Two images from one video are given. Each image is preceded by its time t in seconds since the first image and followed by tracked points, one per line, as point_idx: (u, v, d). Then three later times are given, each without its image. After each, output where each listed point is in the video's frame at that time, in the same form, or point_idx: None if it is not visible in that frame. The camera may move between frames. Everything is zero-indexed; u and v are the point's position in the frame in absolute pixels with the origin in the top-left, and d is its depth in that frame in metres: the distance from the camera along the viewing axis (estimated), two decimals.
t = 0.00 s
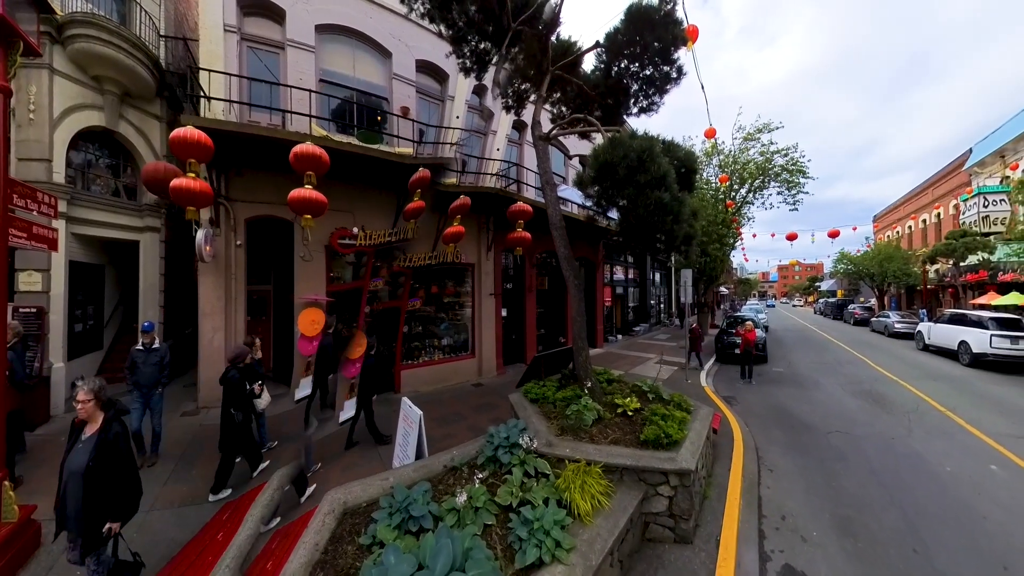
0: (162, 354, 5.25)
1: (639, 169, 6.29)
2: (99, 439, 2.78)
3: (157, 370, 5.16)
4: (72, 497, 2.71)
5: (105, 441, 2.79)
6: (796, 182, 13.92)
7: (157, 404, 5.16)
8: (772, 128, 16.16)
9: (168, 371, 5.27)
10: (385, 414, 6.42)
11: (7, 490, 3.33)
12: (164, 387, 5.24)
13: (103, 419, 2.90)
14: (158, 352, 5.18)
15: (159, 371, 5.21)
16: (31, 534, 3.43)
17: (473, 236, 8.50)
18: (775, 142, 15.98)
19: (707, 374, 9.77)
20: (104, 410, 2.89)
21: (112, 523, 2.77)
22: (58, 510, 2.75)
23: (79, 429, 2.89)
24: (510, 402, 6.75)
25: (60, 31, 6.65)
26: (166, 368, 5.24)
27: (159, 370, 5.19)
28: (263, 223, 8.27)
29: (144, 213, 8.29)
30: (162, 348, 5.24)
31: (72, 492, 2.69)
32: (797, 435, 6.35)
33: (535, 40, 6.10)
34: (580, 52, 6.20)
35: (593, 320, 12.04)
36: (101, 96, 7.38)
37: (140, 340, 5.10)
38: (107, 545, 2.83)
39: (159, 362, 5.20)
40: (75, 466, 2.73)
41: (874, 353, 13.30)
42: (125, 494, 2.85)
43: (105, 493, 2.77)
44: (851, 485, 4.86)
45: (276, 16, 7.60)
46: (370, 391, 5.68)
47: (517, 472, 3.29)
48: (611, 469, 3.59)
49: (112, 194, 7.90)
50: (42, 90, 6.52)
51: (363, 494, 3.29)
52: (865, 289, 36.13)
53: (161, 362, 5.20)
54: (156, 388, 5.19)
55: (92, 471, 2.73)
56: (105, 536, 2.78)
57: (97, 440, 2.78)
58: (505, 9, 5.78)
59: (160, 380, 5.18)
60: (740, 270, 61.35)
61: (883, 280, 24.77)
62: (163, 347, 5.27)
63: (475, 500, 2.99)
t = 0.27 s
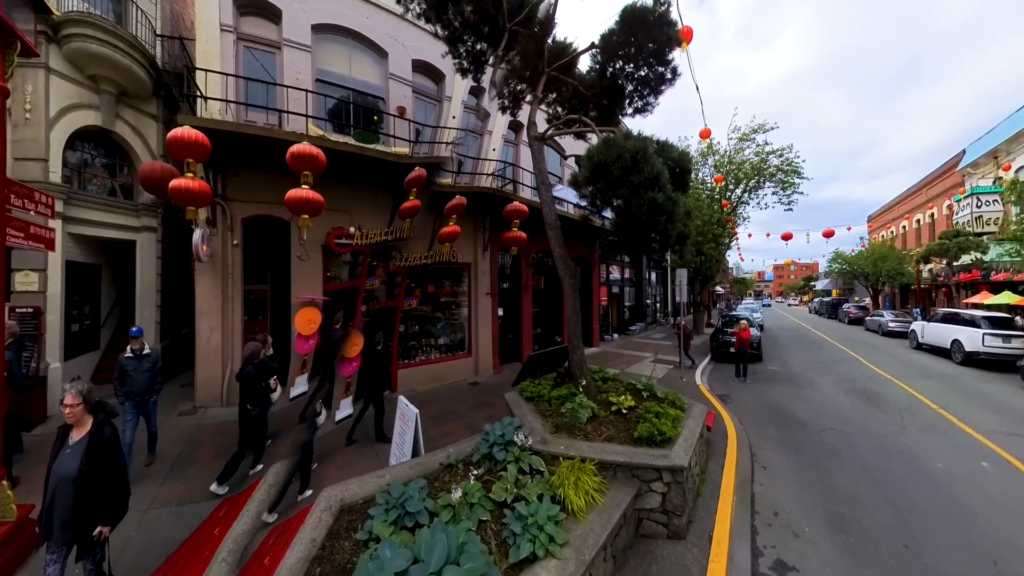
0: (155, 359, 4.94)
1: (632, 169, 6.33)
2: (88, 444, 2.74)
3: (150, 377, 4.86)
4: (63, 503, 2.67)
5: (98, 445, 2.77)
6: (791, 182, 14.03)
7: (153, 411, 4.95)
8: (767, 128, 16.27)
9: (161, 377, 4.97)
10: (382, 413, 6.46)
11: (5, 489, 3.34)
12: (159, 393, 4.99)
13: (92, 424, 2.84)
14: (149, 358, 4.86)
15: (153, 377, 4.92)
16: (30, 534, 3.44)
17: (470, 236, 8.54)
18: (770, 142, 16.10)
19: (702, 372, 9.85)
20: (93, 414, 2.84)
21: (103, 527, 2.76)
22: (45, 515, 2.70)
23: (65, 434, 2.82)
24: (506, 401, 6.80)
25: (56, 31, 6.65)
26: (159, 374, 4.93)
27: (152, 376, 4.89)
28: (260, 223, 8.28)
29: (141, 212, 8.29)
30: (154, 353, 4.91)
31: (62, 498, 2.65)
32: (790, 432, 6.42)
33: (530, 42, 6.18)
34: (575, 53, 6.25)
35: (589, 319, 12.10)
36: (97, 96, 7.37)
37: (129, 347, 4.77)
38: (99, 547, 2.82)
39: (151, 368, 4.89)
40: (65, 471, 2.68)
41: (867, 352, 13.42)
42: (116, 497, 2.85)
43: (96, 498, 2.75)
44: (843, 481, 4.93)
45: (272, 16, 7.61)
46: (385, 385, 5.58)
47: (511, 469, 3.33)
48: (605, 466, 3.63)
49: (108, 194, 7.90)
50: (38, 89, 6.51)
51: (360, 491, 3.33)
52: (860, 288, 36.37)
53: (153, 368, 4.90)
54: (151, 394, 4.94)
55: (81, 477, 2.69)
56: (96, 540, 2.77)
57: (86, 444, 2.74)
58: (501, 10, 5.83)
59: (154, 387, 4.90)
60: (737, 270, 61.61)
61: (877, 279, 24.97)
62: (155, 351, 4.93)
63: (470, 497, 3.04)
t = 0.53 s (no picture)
0: (146, 359, 4.72)
1: (625, 170, 6.39)
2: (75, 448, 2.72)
3: (140, 378, 4.64)
4: (50, 508, 2.64)
5: (86, 448, 2.74)
6: (786, 182, 14.13)
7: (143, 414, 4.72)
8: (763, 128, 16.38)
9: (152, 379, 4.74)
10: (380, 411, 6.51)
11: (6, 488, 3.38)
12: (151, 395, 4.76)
13: (78, 428, 2.81)
14: (139, 358, 4.63)
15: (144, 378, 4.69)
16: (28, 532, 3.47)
17: (467, 236, 8.60)
18: (766, 143, 16.21)
19: (697, 371, 9.94)
20: (79, 418, 2.80)
21: (93, 530, 2.73)
22: (31, 522, 2.66)
23: (50, 439, 2.79)
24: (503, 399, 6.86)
25: (54, 31, 6.68)
26: (151, 375, 4.70)
27: (142, 377, 4.67)
28: (257, 223, 8.32)
29: (139, 212, 8.32)
30: (144, 353, 4.68)
31: (48, 504, 2.62)
32: (784, 430, 6.50)
33: (523, 43, 6.23)
34: (570, 54, 6.29)
35: (586, 318, 12.17)
36: (95, 96, 7.41)
37: (118, 347, 4.56)
38: (88, 553, 2.80)
39: (142, 368, 4.66)
40: (52, 476, 2.65)
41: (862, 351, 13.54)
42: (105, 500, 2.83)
43: (87, 499, 2.74)
44: (835, 478, 5.00)
45: (270, 16, 7.65)
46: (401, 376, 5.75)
47: (506, 464, 3.40)
48: (598, 462, 3.70)
49: (107, 194, 7.93)
50: (37, 90, 6.53)
51: (358, 486, 3.39)
52: (856, 288, 36.61)
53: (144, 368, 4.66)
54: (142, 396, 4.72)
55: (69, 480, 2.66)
56: (86, 544, 2.75)
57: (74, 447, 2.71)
58: (496, 12, 5.88)
59: (145, 388, 4.69)
60: (734, 270, 61.85)
61: (873, 279, 25.14)
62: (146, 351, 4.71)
63: (466, 491, 3.11)
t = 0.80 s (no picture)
0: (141, 362, 4.41)
1: (620, 171, 6.48)
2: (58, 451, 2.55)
3: (135, 382, 4.32)
4: (30, 516, 2.48)
5: (68, 452, 2.57)
6: (784, 182, 14.18)
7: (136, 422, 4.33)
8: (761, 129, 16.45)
9: (147, 384, 4.39)
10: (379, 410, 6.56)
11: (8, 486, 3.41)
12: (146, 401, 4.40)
13: (59, 431, 2.65)
14: (134, 360, 4.35)
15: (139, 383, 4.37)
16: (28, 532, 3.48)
17: (466, 236, 8.64)
18: (764, 143, 16.27)
19: (694, 370, 9.99)
20: (60, 420, 2.65)
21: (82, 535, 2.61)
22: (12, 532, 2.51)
23: (31, 444, 2.64)
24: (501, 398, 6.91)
25: (55, 33, 6.73)
26: (146, 379, 4.37)
27: (137, 381, 4.34)
28: (257, 223, 8.37)
29: (139, 212, 8.38)
30: (139, 356, 4.39)
31: (28, 513, 2.48)
32: (780, 428, 6.55)
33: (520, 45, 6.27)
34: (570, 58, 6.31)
35: (584, 318, 12.23)
36: (95, 97, 7.46)
37: (112, 349, 4.30)
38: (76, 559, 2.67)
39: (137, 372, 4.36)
40: (32, 482, 2.50)
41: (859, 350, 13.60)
42: (95, 502, 2.71)
43: (72, 505, 2.58)
44: (830, 475, 5.05)
45: (270, 18, 7.70)
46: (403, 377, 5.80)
47: (503, 461, 3.45)
48: (594, 459, 3.76)
49: (107, 194, 7.98)
50: (38, 91, 6.58)
51: (357, 483, 3.45)
52: (855, 288, 36.70)
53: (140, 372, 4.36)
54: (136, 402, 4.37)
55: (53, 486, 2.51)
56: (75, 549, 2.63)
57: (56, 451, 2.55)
58: (494, 15, 5.94)
59: (138, 393, 4.33)
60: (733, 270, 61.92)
61: (871, 278, 25.22)
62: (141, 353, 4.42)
63: (463, 487, 3.17)
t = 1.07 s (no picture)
0: (140, 370, 4.24)
1: (620, 171, 6.52)
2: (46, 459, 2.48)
3: (130, 390, 4.13)
4: (22, 527, 2.41)
5: (58, 458, 2.51)
6: (784, 182, 14.20)
7: (128, 434, 4.10)
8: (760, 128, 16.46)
9: (143, 393, 4.18)
10: (379, 410, 6.59)
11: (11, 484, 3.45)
12: (141, 412, 4.20)
13: (43, 440, 2.56)
14: (131, 367, 4.18)
15: (134, 392, 4.18)
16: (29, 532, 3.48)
17: (466, 236, 8.66)
18: (763, 143, 16.29)
19: (694, 369, 10.02)
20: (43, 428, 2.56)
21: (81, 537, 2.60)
22: None
23: (14, 455, 2.55)
24: (501, 398, 6.94)
25: (56, 34, 6.76)
26: (141, 387, 4.18)
27: (133, 390, 4.16)
28: (258, 224, 8.39)
29: (140, 212, 8.39)
30: (137, 363, 4.22)
31: (19, 525, 2.40)
32: (779, 427, 6.57)
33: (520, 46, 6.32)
34: (567, 57, 6.34)
35: (585, 317, 12.25)
36: (96, 98, 7.48)
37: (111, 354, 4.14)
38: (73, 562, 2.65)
39: (133, 380, 4.17)
40: (21, 494, 2.42)
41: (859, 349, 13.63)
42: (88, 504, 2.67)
43: (68, 509, 2.55)
44: (829, 474, 5.08)
45: (270, 19, 7.73)
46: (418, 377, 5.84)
47: (504, 459, 3.48)
48: (594, 457, 3.78)
49: (107, 195, 8.00)
50: (39, 92, 6.61)
51: (359, 481, 3.48)
52: (855, 287, 36.74)
53: (137, 379, 4.18)
54: (130, 412, 4.16)
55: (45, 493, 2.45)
56: (73, 552, 2.61)
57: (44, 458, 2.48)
58: (493, 15, 5.97)
59: (132, 402, 4.15)
60: (733, 269, 61.96)
61: (871, 278, 25.25)
62: (140, 360, 4.26)
63: (464, 485, 3.20)
